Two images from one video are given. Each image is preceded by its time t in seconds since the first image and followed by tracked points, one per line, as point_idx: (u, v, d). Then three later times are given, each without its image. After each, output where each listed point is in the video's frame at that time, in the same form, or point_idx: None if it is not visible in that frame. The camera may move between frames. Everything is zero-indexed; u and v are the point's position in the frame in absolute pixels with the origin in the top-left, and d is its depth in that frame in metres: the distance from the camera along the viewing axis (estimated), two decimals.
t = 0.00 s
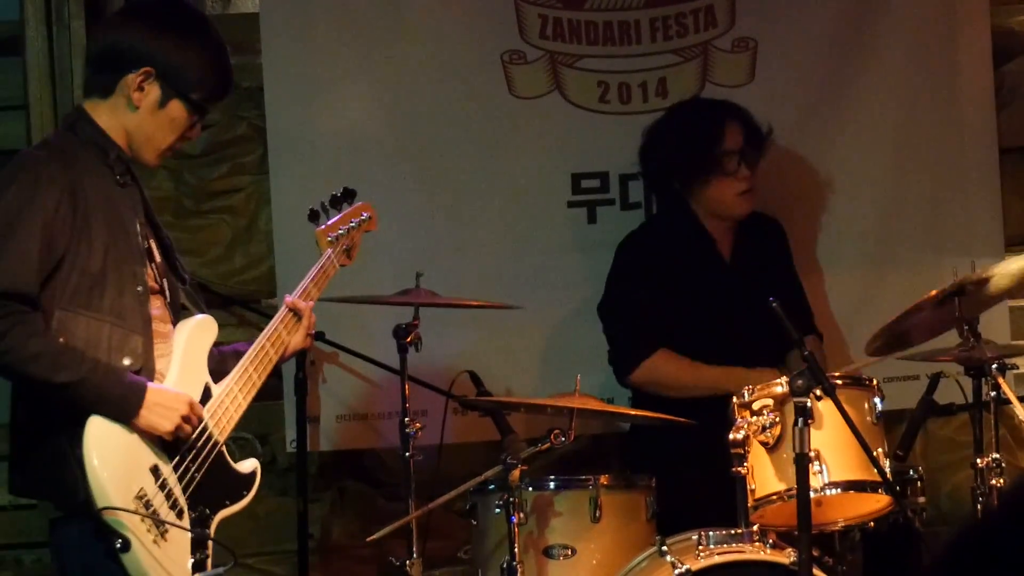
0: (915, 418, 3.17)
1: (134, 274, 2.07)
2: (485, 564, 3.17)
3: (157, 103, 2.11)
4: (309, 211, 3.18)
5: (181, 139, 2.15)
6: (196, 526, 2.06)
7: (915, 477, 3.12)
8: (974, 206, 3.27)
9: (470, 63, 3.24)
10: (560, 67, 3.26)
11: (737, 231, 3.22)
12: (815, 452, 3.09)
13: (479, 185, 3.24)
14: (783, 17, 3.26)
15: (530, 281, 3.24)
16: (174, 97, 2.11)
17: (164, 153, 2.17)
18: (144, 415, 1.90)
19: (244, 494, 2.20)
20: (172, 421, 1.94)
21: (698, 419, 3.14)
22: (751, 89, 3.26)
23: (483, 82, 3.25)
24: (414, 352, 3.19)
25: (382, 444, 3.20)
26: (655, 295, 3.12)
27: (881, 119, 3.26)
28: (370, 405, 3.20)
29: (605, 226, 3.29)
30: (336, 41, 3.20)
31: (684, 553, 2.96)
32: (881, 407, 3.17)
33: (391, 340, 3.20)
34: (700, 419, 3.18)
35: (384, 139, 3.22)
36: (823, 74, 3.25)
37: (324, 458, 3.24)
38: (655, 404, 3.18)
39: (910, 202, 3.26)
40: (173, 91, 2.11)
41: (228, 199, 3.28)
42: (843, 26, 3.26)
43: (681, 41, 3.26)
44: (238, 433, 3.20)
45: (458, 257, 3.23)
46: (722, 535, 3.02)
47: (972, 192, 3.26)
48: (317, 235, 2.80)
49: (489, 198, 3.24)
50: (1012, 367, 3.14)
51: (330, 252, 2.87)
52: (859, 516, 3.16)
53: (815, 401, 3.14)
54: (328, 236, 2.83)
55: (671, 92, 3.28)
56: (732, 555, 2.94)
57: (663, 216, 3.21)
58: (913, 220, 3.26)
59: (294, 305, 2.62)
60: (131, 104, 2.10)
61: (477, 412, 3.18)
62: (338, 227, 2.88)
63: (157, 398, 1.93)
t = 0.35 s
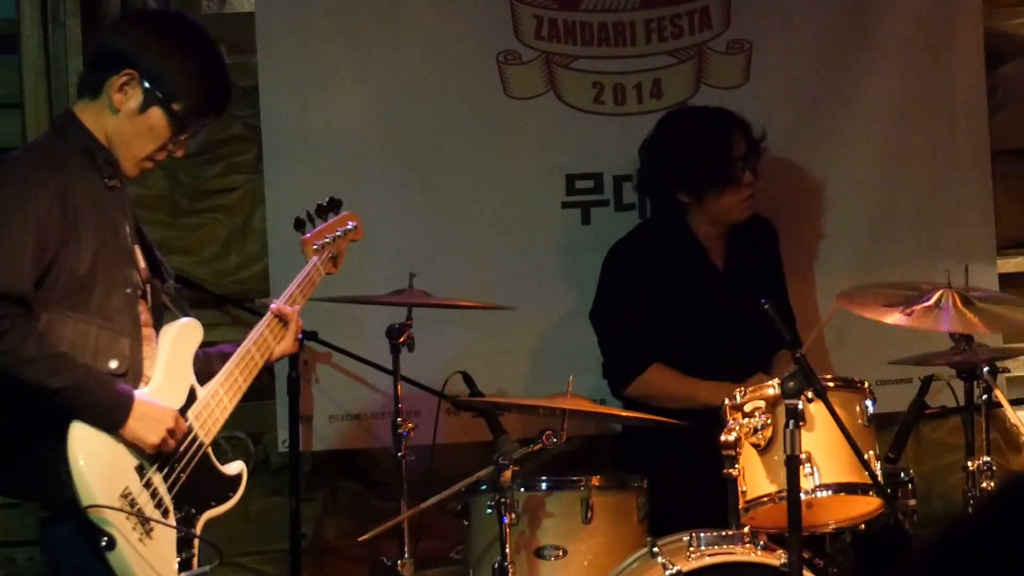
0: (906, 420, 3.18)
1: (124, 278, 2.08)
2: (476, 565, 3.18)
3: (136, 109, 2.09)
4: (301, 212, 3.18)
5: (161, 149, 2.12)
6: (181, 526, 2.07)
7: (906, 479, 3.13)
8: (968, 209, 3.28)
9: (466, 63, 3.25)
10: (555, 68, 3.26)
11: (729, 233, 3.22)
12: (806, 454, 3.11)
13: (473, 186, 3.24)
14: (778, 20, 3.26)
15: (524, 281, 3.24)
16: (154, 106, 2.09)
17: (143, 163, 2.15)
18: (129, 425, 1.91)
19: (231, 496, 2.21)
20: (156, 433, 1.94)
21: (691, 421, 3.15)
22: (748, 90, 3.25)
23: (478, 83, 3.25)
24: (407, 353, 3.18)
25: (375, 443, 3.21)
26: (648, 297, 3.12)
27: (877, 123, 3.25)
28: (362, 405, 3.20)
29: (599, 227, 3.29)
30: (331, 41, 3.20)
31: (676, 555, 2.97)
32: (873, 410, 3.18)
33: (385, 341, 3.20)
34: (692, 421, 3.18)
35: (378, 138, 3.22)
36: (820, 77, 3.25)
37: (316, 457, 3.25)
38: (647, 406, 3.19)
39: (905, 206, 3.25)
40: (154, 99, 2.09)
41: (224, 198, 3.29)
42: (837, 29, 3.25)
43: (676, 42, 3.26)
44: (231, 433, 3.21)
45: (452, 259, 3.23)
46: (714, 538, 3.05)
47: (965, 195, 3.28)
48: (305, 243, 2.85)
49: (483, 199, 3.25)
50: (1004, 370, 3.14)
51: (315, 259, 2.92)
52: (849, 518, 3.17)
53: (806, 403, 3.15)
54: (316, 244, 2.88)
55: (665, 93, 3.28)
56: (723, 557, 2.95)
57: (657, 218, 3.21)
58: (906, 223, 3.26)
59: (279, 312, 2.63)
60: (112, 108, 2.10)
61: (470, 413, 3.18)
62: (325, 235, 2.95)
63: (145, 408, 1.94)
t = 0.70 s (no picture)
0: (783, 416, 3.25)
1: (18, 275, 2.13)
2: (364, 558, 3.26)
3: (35, 113, 2.17)
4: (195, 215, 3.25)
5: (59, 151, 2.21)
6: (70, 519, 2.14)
7: (781, 472, 3.22)
8: (849, 215, 3.25)
9: (362, 69, 3.31)
10: (447, 73, 3.29)
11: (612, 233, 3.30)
12: (686, 447, 3.20)
13: (364, 188, 3.31)
14: (665, 26, 3.27)
15: (413, 280, 3.32)
16: (52, 111, 2.19)
17: (41, 165, 2.23)
18: (23, 408, 2.00)
19: (118, 491, 2.28)
20: (49, 417, 2.03)
21: (573, 416, 3.24)
22: (634, 95, 3.27)
23: (372, 88, 3.31)
24: (299, 350, 3.26)
25: (267, 439, 3.29)
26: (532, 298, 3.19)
27: (757, 128, 3.26)
28: (255, 401, 3.28)
29: (488, 227, 3.35)
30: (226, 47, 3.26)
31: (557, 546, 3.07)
32: (751, 404, 3.26)
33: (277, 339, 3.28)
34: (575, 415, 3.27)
35: (272, 138, 3.29)
36: (704, 79, 3.26)
37: (211, 453, 3.33)
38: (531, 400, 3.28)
39: (785, 209, 3.25)
40: (56, 104, 2.19)
41: (121, 200, 3.36)
42: (718, 36, 3.26)
43: (566, 48, 3.27)
44: (127, 429, 3.29)
45: (343, 259, 3.31)
46: (595, 529, 3.18)
47: (846, 200, 3.25)
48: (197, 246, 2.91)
49: (373, 201, 3.32)
50: (878, 368, 3.21)
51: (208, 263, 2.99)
52: (727, 509, 3.27)
53: (686, 398, 3.24)
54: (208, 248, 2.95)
55: (555, 98, 3.30)
56: (603, 547, 3.05)
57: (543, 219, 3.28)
58: (786, 228, 3.25)
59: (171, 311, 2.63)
60: (9, 113, 2.17)
61: (359, 409, 3.26)
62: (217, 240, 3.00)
63: (37, 394, 2.02)
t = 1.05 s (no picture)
0: (583, 404, 3.42)
1: None
2: (186, 541, 3.40)
3: None
4: (26, 213, 3.39)
5: None
6: None
7: (581, 457, 3.38)
8: (645, 215, 3.40)
9: (181, 73, 3.41)
10: (264, 78, 3.40)
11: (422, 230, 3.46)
12: (491, 434, 3.38)
13: (181, 188, 3.43)
14: (472, 33, 3.41)
15: (230, 277, 3.44)
16: None
17: None
18: None
19: None
20: None
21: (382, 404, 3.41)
22: (441, 99, 3.42)
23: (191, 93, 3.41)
24: (122, 342, 3.40)
25: (90, 428, 3.43)
26: (340, 292, 3.36)
27: (557, 132, 3.41)
28: (78, 391, 3.41)
29: (303, 225, 3.46)
30: (54, 52, 3.39)
31: (370, 528, 3.24)
32: (553, 393, 3.42)
33: (100, 331, 3.42)
34: (385, 403, 3.44)
35: (94, 135, 3.41)
36: (508, 84, 3.40)
37: (39, 442, 3.47)
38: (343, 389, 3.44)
39: (584, 209, 3.40)
40: None
41: None
42: (521, 44, 3.40)
43: (376, 55, 3.41)
44: None
45: (162, 256, 3.43)
46: (405, 511, 3.35)
47: (642, 201, 3.40)
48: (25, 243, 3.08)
49: (192, 200, 3.43)
50: (672, 358, 3.38)
51: (38, 257, 3.16)
52: (531, 492, 3.44)
53: (491, 387, 3.41)
54: (37, 244, 3.12)
55: (366, 103, 3.43)
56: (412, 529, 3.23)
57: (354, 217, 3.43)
58: (586, 227, 3.40)
59: None
60: None
61: (180, 399, 3.41)
62: (47, 235, 3.15)
63: None
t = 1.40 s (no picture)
0: (421, 403, 3.48)
1: None
2: (29, 534, 3.33)
3: None
4: None
5: None
6: None
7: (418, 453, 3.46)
8: (482, 218, 3.51)
9: (27, 70, 3.39)
10: (110, 79, 3.44)
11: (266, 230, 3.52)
12: (329, 431, 3.44)
13: (24, 186, 3.41)
14: (315, 39, 3.48)
15: (73, 275, 3.45)
16: None
17: None
18: None
19: None
20: None
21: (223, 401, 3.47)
22: (285, 103, 3.49)
23: (34, 90, 3.40)
24: None
25: None
26: (181, 291, 3.40)
27: (397, 137, 3.49)
28: None
29: (148, 225, 3.52)
30: None
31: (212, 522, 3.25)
32: (391, 391, 3.49)
33: None
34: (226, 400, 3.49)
35: None
36: (350, 86, 3.47)
37: None
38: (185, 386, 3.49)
39: (423, 212, 3.50)
40: None
41: None
42: (363, 50, 3.47)
43: (221, 58, 3.48)
44: None
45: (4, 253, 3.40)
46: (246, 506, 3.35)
47: (480, 204, 3.51)
48: None
49: (36, 198, 3.43)
50: (507, 359, 3.46)
51: None
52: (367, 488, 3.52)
53: (330, 385, 3.49)
54: None
55: (211, 105, 3.50)
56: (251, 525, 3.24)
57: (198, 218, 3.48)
58: (425, 229, 3.50)
59: None
60: None
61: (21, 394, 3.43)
62: None
63: None
